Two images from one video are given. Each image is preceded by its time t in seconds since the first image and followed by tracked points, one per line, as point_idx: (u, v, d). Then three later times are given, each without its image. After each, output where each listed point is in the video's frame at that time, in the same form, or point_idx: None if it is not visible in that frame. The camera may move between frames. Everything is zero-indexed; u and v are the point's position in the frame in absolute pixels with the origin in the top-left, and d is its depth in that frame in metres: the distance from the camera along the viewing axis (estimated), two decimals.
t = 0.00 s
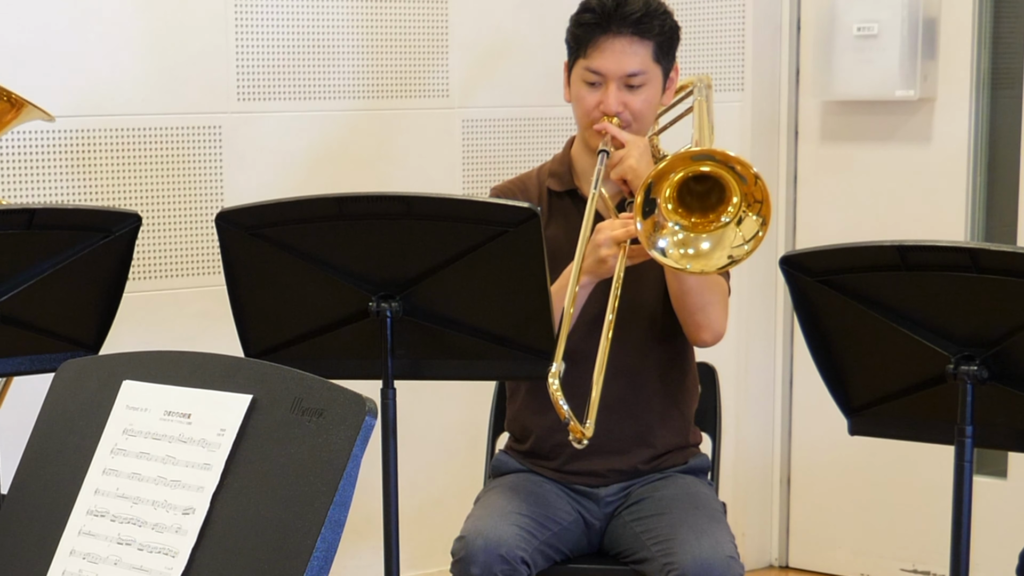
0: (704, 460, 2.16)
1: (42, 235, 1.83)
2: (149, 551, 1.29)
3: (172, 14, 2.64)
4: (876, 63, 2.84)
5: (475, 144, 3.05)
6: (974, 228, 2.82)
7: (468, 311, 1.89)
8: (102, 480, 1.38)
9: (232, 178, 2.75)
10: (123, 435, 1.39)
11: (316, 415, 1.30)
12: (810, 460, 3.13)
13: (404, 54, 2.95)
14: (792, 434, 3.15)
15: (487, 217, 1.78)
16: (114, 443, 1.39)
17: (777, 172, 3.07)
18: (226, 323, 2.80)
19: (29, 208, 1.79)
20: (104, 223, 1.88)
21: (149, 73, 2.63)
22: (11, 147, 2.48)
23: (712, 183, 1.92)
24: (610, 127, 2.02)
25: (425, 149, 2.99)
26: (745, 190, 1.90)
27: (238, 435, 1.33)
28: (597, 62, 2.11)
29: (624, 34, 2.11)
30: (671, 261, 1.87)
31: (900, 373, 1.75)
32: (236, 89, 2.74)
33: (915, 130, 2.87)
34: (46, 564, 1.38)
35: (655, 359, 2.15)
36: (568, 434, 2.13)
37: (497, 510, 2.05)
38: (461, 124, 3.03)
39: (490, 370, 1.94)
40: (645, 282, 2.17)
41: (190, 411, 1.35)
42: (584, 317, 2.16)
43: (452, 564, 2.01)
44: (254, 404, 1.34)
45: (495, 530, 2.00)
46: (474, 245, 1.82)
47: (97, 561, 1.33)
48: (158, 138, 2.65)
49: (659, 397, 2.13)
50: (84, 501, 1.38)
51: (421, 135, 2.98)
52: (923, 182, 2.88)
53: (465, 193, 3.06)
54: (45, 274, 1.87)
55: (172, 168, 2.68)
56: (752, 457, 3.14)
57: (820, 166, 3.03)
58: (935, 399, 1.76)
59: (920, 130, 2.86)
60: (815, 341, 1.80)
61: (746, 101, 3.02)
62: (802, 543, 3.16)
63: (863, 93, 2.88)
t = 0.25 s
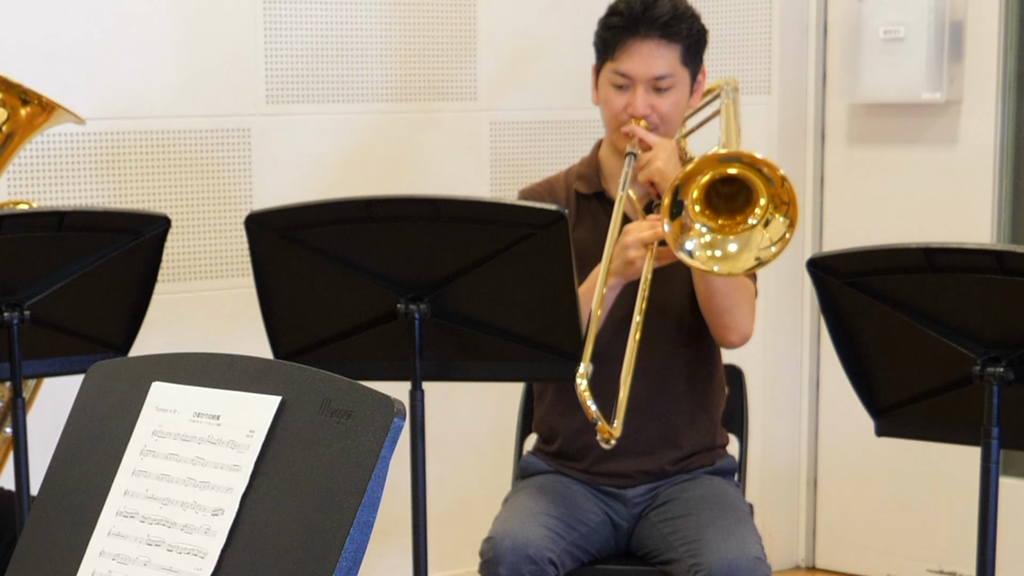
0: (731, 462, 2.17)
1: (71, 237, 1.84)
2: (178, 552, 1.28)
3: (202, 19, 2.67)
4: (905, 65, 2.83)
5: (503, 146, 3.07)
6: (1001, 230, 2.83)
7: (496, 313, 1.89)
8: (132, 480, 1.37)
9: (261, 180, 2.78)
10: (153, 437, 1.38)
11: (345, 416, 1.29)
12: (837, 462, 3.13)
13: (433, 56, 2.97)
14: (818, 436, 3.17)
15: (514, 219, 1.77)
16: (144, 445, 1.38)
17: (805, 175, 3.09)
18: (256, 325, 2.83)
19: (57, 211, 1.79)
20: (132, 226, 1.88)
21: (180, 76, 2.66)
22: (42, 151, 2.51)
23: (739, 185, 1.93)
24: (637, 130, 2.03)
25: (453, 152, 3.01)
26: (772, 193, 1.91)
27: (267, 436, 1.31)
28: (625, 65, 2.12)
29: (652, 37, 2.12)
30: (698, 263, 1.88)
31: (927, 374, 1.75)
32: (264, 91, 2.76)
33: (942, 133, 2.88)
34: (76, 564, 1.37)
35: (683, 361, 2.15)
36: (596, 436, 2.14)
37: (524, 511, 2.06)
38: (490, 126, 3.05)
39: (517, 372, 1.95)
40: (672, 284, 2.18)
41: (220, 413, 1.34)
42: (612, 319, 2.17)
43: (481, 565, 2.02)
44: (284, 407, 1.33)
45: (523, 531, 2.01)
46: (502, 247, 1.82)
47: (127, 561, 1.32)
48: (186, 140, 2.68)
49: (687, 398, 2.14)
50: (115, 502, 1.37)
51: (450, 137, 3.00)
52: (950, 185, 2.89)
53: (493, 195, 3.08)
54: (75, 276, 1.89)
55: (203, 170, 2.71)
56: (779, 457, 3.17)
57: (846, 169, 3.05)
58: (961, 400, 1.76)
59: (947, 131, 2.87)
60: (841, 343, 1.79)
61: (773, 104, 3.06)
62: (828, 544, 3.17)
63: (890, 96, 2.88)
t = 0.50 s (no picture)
0: (757, 463, 2.17)
1: (101, 239, 1.77)
2: (207, 553, 1.21)
3: (233, 23, 2.70)
4: (928, 68, 2.94)
5: (530, 149, 3.09)
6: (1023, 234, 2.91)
7: (525, 315, 1.90)
8: (162, 482, 1.29)
9: (290, 183, 2.80)
10: (181, 438, 1.31)
11: (371, 418, 1.22)
12: (861, 461, 3.21)
13: (462, 59, 2.99)
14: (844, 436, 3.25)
15: (543, 221, 1.78)
16: (173, 446, 1.31)
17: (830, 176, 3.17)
18: (287, 327, 2.85)
19: (87, 212, 1.72)
20: (163, 228, 1.81)
21: (211, 80, 2.69)
22: (73, 152, 2.55)
23: (767, 188, 1.94)
24: (666, 132, 2.04)
25: (481, 154, 3.03)
26: (799, 195, 1.91)
27: (297, 437, 1.24)
28: (653, 68, 2.13)
29: (680, 40, 2.12)
30: (726, 264, 1.88)
31: (952, 375, 1.75)
32: (293, 94, 2.78)
33: (966, 137, 2.95)
34: (105, 569, 1.30)
35: (709, 362, 2.16)
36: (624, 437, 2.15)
37: (552, 512, 2.07)
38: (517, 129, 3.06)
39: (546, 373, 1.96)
40: (699, 286, 2.19)
41: (249, 413, 1.26)
42: (640, 320, 2.18)
43: (509, 566, 2.03)
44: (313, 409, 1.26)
45: (551, 532, 2.02)
46: (530, 250, 1.82)
47: (156, 563, 1.25)
48: (215, 142, 2.70)
49: (714, 400, 2.15)
50: (143, 504, 1.30)
51: (479, 140, 3.02)
52: (974, 189, 2.96)
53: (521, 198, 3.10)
54: (105, 278, 1.82)
55: (231, 172, 2.73)
56: (806, 458, 3.25)
57: (871, 172, 3.13)
58: (986, 402, 1.76)
59: (972, 136, 2.95)
60: (867, 344, 1.80)
61: (799, 106, 3.14)
62: (853, 543, 3.24)
63: (916, 99, 2.97)
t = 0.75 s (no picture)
0: (784, 464, 2.17)
1: (130, 241, 1.78)
2: (236, 554, 1.23)
3: (262, 26, 2.72)
4: (955, 70, 2.93)
5: (558, 152, 3.11)
6: None
7: (552, 316, 1.91)
8: (190, 483, 1.31)
9: (319, 185, 2.83)
10: (210, 439, 1.33)
11: (401, 420, 1.23)
12: (887, 463, 3.22)
13: (489, 61, 3.00)
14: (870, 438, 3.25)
15: (571, 223, 1.79)
16: (201, 447, 1.33)
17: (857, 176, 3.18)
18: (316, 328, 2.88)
19: (117, 215, 1.73)
20: (192, 230, 1.82)
21: (240, 83, 2.71)
22: (103, 154, 2.57)
23: (795, 190, 1.94)
24: (693, 134, 2.05)
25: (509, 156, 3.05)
26: (826, 198, 1.91)
27: (324, 438, 1.25)
28: (681, 71, 2.13)
29: (708, 43, 2.13)
30: (753, 267, 1.89)
31: (978, 378, 1.75)
32: (322, 96, 2.80)
33: (993, 138, 2.95)
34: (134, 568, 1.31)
35: (736, 364, 2.16)
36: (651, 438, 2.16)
37: (579, 513, 2.08)
38: (545, 131, 3.09)
39: (573, 374, 1.97)
40: (726, 288, 2.19)
41: (277, 415, 1.28)
42: (667, 322, 2.18)
43: (536, 566, 2.04)
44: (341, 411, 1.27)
45: (578, 533, 2.03)
46: (558, 251, 1.83)
47: (185, 563, 1.26)
48: (243, 145, 2.72)
49: (741, 402, 2.15)
50: (172, 505, 1.32)
51: (507, 142, 3.04)
52: (1001, 192, 2.95)
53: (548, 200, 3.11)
54: (134, 280, 1.83)
55: (260, 174, 2.75)
56: (832, 460, 3.26)
57: (898, 173, 3.13)
58: (1014, 405, 1.75)
59: (998, 137, 2.94)
60: (894, 346, 1.80)
61: (826, 109, 3.16)
62: (880, 545, 3.24)
63: (942, 101, 2.97)
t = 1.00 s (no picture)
0: (810, 465, 2.18)
1: (158, 243, 1.80)
2: (264, 555, 1.24)
3: (290, 30, 2.74)
4: (979, 73, 2.96)
5: (584, 154, 3.12)
6: None
7: (577, 318, 1.92)
8: (218, 484, 1.33)
9: (346, 187, 2.84)
10: (238, 441, 1.34)
11: (428, 420, 1.24)
12: (913, 463, 3.24)
13: (515, 64, 3.02)
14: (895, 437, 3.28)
15: (597, 226, 1.79)
16: (229, 449, 1.35)
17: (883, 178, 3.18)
18: (343, 330, 2.90)
19: (145, 217, 1.75)
20: (219, 232, 1.83)
21: (268, 85, 2.73)
22: (130, 157, 2.59)
23: (820, 194, 1.94)
24: (719, 138, 2.05)
25: (536, 158, 3.06)
26: (851, 201, 1.92)
27: (351, 439, 1.27)
28: (706, 74, 2.14)
29: (733, 46, 2.14)
30: (778, 269, 1.89)
31: (1004, 379, 1.75)
32: (349, 99, 2.83)
33: (1019, 141, 2.97)
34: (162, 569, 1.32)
35: (762, 365, 2.17)
36: (677, 439, 2.16)
37: (605, 514, 2.09)
38: (571, 133, 3.10)
39: (599, 376, 1.98)
40: (752, 290, 2.20)
41: (304, 416, 1.30)
42: (693, 324, 2.19)
43: (562, 567, 2.05)
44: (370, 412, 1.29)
45: (604, 534, 2.04)
46: (584, 254, 1.84)
47: (213, 564, 1.27)
48: (271, 148, 2.75)
49: (766, 403, 2.16)
50: (199, 506, 1.33)
51: (534, 144, 3.06)
52: None
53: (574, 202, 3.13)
54: (161, 282, 1.85)
55: (287, 177, 2.77)
56: (858, 461, 3.28)
57: (925, 176, 3.13)
58: None
59: None
60: (919, 348, 1.80)
61: (852, 113, 3.16)
62: (905, 546, 3.26)
63: (966, 104, 2.99)
